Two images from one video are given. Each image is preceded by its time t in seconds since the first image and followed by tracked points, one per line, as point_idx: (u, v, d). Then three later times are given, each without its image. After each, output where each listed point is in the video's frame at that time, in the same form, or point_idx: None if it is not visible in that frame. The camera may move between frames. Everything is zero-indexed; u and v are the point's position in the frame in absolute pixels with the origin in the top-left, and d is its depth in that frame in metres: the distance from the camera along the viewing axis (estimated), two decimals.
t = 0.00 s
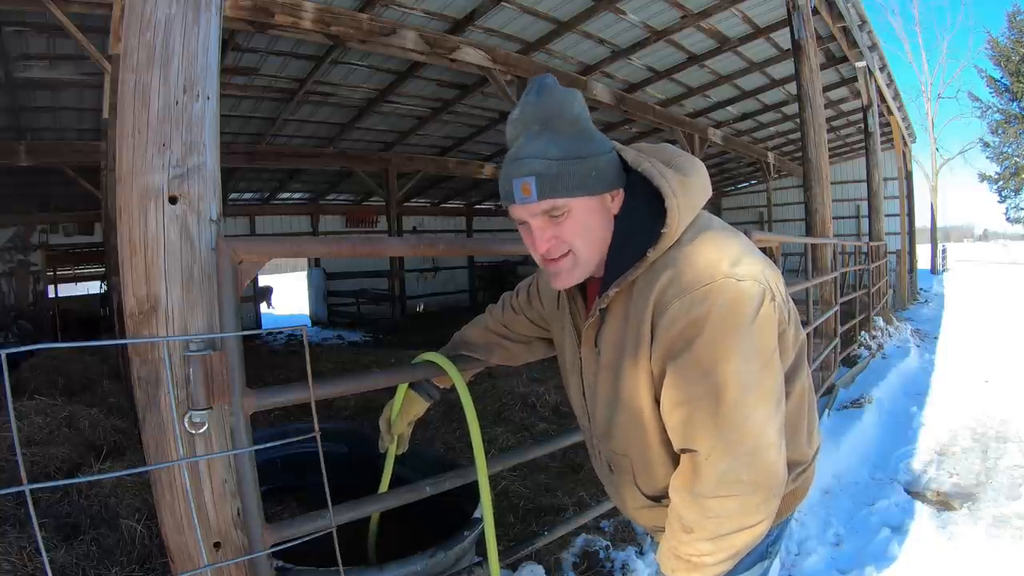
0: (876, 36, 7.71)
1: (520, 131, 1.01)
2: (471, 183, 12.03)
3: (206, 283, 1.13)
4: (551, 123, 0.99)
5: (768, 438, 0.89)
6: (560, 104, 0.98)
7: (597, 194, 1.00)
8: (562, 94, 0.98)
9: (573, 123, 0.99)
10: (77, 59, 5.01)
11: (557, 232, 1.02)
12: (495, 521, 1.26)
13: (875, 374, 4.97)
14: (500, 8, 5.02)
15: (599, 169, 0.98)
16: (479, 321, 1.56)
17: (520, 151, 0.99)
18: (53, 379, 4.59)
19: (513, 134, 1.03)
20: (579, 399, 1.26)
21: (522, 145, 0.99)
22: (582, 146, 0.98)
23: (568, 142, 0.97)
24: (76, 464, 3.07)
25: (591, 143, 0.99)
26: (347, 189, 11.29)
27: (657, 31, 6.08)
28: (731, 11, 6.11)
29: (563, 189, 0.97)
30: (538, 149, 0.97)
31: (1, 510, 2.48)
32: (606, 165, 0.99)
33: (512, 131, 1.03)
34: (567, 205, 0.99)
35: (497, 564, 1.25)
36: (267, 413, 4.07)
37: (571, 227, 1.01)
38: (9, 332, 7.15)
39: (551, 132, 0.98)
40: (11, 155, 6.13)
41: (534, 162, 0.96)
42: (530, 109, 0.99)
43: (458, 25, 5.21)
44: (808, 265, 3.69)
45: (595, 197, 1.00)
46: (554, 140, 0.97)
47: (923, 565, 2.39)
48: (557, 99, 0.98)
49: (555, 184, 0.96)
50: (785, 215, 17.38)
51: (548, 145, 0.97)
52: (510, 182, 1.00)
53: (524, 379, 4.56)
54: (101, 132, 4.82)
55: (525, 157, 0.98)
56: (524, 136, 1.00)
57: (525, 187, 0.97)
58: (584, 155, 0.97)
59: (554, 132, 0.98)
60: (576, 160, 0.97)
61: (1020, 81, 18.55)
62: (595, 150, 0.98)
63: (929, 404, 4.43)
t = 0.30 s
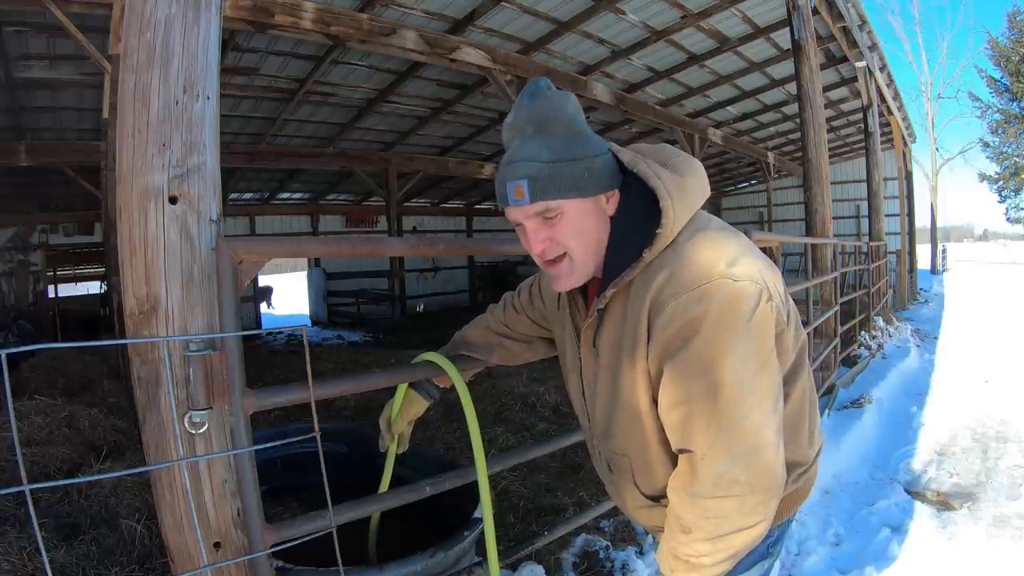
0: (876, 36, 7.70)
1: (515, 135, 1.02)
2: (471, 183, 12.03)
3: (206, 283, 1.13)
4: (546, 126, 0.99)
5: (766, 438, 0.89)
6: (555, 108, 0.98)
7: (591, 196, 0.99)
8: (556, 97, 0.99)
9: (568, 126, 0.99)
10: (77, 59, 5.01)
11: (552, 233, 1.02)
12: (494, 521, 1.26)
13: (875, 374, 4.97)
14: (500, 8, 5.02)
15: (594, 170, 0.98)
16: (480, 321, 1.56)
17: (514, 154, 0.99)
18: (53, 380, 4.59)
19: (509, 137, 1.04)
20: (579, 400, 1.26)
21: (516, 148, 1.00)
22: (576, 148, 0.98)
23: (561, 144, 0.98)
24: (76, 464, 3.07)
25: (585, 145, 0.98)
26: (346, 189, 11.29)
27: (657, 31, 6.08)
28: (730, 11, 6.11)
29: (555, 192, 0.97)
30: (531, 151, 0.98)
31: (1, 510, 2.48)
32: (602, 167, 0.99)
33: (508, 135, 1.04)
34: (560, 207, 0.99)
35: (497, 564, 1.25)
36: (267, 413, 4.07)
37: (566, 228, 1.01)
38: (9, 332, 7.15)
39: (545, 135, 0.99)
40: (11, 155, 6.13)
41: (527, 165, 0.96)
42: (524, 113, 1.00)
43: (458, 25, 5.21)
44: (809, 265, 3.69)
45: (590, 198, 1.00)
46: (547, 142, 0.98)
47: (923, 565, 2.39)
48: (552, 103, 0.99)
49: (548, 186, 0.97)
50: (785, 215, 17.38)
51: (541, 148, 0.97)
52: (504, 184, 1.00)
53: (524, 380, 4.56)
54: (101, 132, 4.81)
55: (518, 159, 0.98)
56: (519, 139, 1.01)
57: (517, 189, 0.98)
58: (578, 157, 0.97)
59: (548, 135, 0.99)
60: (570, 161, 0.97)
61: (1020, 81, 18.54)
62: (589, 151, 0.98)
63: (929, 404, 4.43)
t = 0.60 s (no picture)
0: (876, 36, 7.70)
1: (514, 136, 1.02)
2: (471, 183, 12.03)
3: (206, 283, 1.13)
4: (544, 126, 0.99)
5: (767, 440, 0.89)
6: (552, 107, 0.99)
7: (591, 195, 0.99)
8: (554, 97, 0.99)
9: (566, 125, 0.99)
10: (77, 59, 5.01)
11: (554, 233, 1.02)
12: (495, 521, 1.26)
13: (875, 374, 4.97)
14: (500, 8, 5.02)
15: (594, 170, 0.98)
16: (480, 321, 1.56)
17: (514, 153, 0.99)
18: (52, 380, 4.59)
19: (507, 139, 1.04)
20: (580, 401, 1.26)
21: (515, 149, 1.00)
22: (575, 146, 0.98)
23: (560, 143, 0.98)
24: (76, 464, 3.07)
25: (584, 144, 0.98)
26: (346, 189, 11.28)
27: (657, 31, 6.08)
28: (730, 11, 6.11)
29: (556, 191, 0.97)
30: (531, 150, 0.97)
31: (1, 510, 2.48)
32: (602, 166, 0.99)
33: (506, 137, 1.04)
34: (561, 206, 0.99)
35: (497, 564, 1.24)
36: (267, 413, 4.07)
37: (567, 229, 1.01)
38: (9, 332, 7.15)
39: (544, 134, 0.99)
40: (11, 155, 6.13)
41: (528, 163, 0.96)
42: (523, 113, 1.00)
43: (458, 25, 5.21)
44: (809, 265, 3.69)
45: (590, 198, 1.00)
46: (547, 142, 0.97)
47: (924, 565, 2.39)
48: (550, 103, 0.99)
49: (549, 187, 0.97)
50: (785, 215, 17.38)
51: (541, 147, 0.97)
52: (504, 184, 1.00)
53: (524, 380, 4.57)
54: (101, 132, 4.81)
55: (518, 159, 0.98)
56: (518, 140, 1.01)
57: (518, 188, 0.97)
58: (578, 156, 0.97)
59: (547, 135, 0.98)
60: (570, 159, 0.97)
61: (1020, 82, 18.55)
62: (589, 151, 0.98)
63: (929, 404, 4.43)
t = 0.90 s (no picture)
0: (876, 36, 7.71)
1: (509, 142, 1.03)
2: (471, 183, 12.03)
3: (206, 283, 1.13)
4: (539, 131, 0.99)
5: (767, 441, 0.89)
6: (547, 113, 0.99)
7: (590, 198, 0.99)
8: (547, 102, 0.99)
9: (560, 129, 0.99)
10: (77, 59, 5.01)
11: (553, 239, 1.02)
12: (495, 521, 1.26)
13: (875, 374, 4.97)
14: (500, 8, 5.02)
15: (592, 173, 0.98)
16: (480, 321, 1.56)
17: (511, 160, 0.99)
18: (53, 379, 4.59)
19: (503, 146, 1.04)
20: (579, 401, 1.26)
21: (512, 155, 1.00)
22: (572, 151, 0.98)
23: (556, 148, 0.98)
24: (76, 464, 3.07)
25: (581, 147, 0.99)
26: (346, 190, 11.29)
27: (657, 31, 6.08)
28: (730, 11, 6.11)
29: (554, 197, 0.97)
30: (527, 157, 0.98)
31: (1, 510, 2.48)
32: (599, 169, 0.99)
33: (501, 144, 1.04)
34: (560, 211, 0.99)
35: (498, 564, 1.24)
36: (267, 413, 4.07)
37: (566, 233, 1.01)
38: (9, 332, 7.15)
39: (540, 139, 0.99)
40: (11, 155, 6.13)
41: (525, 170, 0.97)
42: (517, 120, 1.01)
43: (458, 25, 5.21)
44: (809, 265, 3.69)
45: (590, 201, 1.00)
46: (543, 147, 0.98)
47: (923, 565, 2.39)
48: (544, 108, 0.99)
49: (547, 193, 0.97)
50: (785, 215, 17.39)
51: (537, 153, 0.98)
52: (503, 193, 1.00)
53: (524, 380, 4.57)
54: (101, 132, 4.81)
55: (515, 166, 0.98)
56: (513, 146, 1.01)
57: (517, 196, 0.98)
58: (575, 160, 0.97)
59: (542, 140, 0.99)
60: (567, 164, 0.97)
61: (1020, 82, 18.55)
62: (586, 154, 0.98)
63: (929, 404, 4.43)
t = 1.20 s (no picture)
0: (876, 36, 7.71)
1: (509, 140, 1.03)
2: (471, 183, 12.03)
3: (206, 283, 1.13)
4: (539, 129, 0.99)
5: (767, 441, 0.89)
6: (548, 111, 0.99)
7: (588, 197, 0.99)
8: (549, 100, 0.99)
9: (560, 127, 0.99)
10: (77, 59, 5.01)
11: (551, 237, 1.02)
12: (495, 521, 1.26)
13: (875, 374, 4.97)
14: (500, 8, 5.02)
15: (591, 172, 0.98)
16: (480, 321, 1.56)
17: (511, 157, 0.99)
18: (52, 380, 4.59)
19: (504, 144, 1.04)
20: (578, 402, 1.26)
21: (512, 153, 1.00)
22: (572, 149, 0.98)
23: (557, 145, 0.98)
24: (76, 464, 3.07)
25: (580, 146, 0.98)
26: (346, 189, 11.29)
27: (657, 31, 6.08)
28: (730, 11, 6.11)
29: (552, 195, 0.97)
30: (526, 154, 0.98)
31: (1, 510, 2.48)
32: (599, 168, 0.99)
33: (502, 141, 1.05)
34: (559, 209, 0.99)
35: (498, 564, 1.24)
36: (267, 413, 4.07)
37: (564, 233, 1.01)
38: (9, 332, 7.15)
39: (540, 137, 0.99)
40: (11, 155, 6.13)
41: (524, 167, 0.97)
42: (517, 118, 1.01)
43: (458, 25, 5.21)
44: (809, 265, 3.69)
45: (587, 201, 1.00)
46: (543, 145, 0.98)
47: (923, 565, 2.39)
48: (545, 106, 0.99)
49: (545, 192, 0.97)
50: (785, 215, 17.39)
51: (537, 150, 0.97)
52: (502, 189, 1.01)
53: (524, 380, 4.57)
54: (101, 133, 4.81)
55: (515, 163, 0.98)
56: (513, 144, 1.01)
57: (515, 193, 0.98)
58: (575, 158, 0.97)
59: (542, 138, 0.99)
60: (567, 162, 0.97)
61: (1020, 82, 18.55)
62: (585, 153, 0.98)
63: (929, 404, 4.43)
